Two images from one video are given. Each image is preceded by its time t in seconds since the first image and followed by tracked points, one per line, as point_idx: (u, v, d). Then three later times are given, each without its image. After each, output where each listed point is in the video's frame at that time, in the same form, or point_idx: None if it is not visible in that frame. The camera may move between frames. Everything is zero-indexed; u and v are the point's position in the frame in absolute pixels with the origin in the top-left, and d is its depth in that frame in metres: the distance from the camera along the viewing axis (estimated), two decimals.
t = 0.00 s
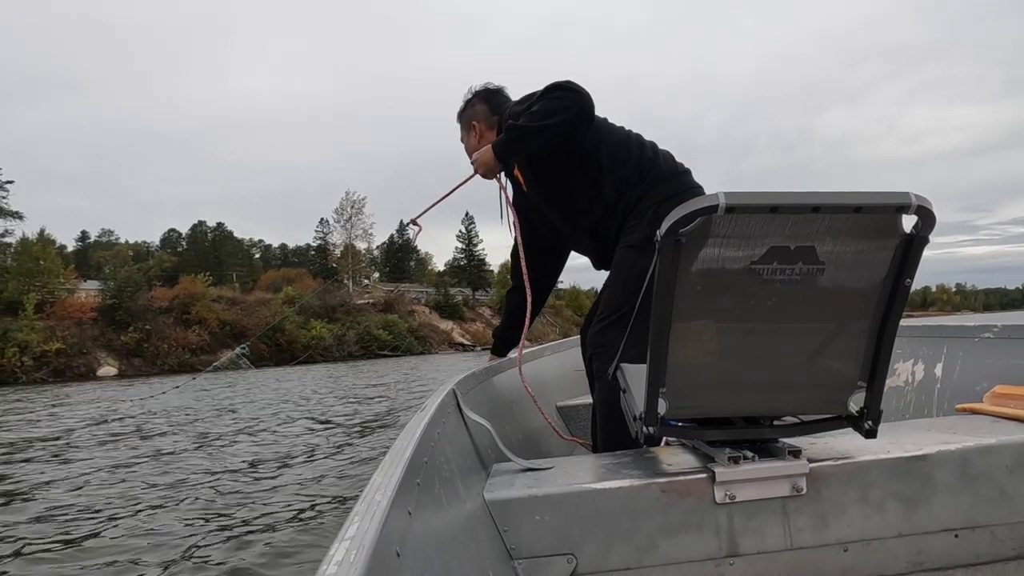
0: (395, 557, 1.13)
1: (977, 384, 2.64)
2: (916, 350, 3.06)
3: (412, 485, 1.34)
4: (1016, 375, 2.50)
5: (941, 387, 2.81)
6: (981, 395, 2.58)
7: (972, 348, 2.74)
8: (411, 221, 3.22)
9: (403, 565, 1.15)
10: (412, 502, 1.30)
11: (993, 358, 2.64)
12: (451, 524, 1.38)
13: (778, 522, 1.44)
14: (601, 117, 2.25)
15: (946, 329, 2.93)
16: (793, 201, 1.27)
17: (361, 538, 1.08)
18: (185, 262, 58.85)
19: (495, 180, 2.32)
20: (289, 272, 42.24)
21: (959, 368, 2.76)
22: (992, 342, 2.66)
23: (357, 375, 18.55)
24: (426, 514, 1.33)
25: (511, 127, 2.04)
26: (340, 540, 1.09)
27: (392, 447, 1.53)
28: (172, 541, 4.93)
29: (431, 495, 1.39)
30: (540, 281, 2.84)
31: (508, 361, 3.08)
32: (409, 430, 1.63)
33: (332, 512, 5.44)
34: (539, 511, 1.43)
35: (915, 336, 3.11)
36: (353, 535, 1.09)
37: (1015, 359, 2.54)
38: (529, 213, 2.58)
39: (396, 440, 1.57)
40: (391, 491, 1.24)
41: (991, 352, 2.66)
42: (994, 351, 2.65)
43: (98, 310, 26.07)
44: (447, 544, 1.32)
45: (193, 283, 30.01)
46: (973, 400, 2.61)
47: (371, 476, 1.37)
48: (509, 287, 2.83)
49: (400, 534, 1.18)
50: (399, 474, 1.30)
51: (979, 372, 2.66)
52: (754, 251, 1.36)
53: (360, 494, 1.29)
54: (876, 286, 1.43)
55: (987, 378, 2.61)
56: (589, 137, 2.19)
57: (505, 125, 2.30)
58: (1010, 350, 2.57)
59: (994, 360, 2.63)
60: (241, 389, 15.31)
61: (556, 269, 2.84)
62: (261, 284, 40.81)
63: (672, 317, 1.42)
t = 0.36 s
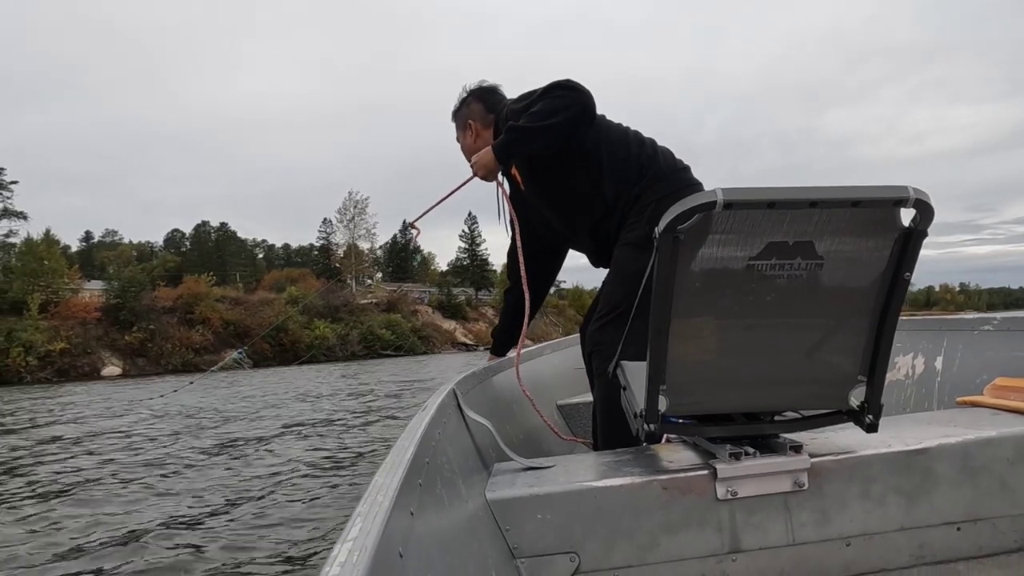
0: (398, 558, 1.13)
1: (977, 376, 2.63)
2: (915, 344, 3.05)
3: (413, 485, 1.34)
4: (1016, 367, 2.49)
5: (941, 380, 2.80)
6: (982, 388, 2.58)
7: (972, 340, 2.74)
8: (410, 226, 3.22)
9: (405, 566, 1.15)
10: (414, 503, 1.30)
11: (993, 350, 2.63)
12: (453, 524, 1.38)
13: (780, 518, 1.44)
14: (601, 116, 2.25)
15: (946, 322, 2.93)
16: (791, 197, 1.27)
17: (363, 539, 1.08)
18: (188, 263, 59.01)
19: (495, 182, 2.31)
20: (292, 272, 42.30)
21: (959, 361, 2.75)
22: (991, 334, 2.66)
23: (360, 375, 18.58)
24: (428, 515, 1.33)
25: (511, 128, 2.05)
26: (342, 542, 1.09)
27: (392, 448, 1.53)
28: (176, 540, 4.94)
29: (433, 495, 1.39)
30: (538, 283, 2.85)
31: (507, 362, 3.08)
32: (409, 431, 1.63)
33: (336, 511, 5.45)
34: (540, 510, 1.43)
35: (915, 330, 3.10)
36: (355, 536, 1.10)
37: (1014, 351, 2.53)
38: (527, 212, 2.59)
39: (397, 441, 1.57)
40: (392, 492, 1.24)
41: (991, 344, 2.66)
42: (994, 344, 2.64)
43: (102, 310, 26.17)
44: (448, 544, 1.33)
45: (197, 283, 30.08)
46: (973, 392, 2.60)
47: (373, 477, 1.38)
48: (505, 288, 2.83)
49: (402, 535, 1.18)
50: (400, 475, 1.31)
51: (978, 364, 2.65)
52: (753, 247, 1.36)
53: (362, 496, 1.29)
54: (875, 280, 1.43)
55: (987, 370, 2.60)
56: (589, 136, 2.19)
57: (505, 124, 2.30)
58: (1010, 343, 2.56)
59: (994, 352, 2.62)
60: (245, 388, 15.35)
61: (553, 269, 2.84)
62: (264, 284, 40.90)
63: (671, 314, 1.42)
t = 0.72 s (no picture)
0: (392, 559, 1.14)
1: (971, 379, 2.64)
2: (910, 347, 3.05)
3: (408, 486, 1.34)
4: (1011, 370, 2.50)
5: (935, 383, 2.80)
6: (976, 390, 2.58)
7: (967, 343, 2.74)
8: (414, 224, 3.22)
9: (400, 566, 1.15)
10: (409, 503, 1.31)
11: (987, 353, 2.64)
12: (448, 524, 1.38)
13: (775, 520, 1.44)
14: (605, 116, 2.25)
15: (940, 325, 2.93)
16: (787, 198, 1.27)
17: (358, 539, 1.09)
18: (192, 263, 59.15)
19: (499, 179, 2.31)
20: (295, 272, 42.38)
21: (953, 364, 2.75)
22: (987, 338, 2.66)
23: (362, 375, 18.61)
24: (423, 515, 1.34)
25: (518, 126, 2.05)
26: (337, 542, 1.10)
27: (388, 448, 1.54)
28: (177, 539, 4.96)
29: (429, 496, 1.40)
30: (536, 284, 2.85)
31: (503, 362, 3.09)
32: (405, 431, 1.64)
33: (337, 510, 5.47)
34: (535, 511, 1.44)
35: (910, 332, 3.10)
36: (350, 536, 1.10)
37: (1009, 354, 2.54)
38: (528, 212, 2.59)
39: (393, 441, 1.58)
40: (387, 493, 1.24)
41: (985, 347, 2.66)
42: (988, 347, 2.65)
43: (106, 310, 26.26)
44: (444, 544, 1.33)
45: (201, 283, 30.15)
46: (967, 395, 2.60)
47: (369, 477, 1.38)
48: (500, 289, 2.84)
49: (396, 535, 1.19)
50: (395, 475, 1.31)
51: (973, 367, 2.66)
52: (749, 249, 1.36)
53: (357, 496, 1.29)
54: (872, 281, 1.43)
55: (982, 374, 2.60)
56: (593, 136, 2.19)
57: (507, 121, 2.29)
58: (1005, 346, 2.57)
59: (989, 355, 2.62)
60: (247, 388, 15.38)
61: (550, 269, 2.85)
62: (267, 284, 40.97)
63: (669, 315, 1.42)
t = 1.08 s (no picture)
0: (385, 557, 1.14)
1: (965, 388, 2.63)
2: (905, 354, 3.05)
3: (402, 485, 1.34)
4: (1005, 380, 2.48)
5: (929, 392, 2.80)
6: (969, 400, 2.58)
7: (960, 352, 2.73)
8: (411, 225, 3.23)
9: (393, 565, 1.16)
10: (402, 502, 1.31)
11: (981, 363, 2.62)
12: (441, 524, 1.39)
13: (768, 524, 1.44)
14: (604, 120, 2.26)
15: (935, 333, 2.93)
16: (784, 204, 1.27)
17: (350, 537, 1.09)
18: (196, 262, 59.33)
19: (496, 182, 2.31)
20: (299, 272, 42.46)
21: (947, 373, 2.75)
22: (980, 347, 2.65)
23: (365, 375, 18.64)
24: (416, 514, 1.34)
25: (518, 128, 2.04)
26: (330, 540, 1.10)
27: (382, 446, 1.54)
28: (179, 539, 4.97)
29: (422, 495, 1.40)
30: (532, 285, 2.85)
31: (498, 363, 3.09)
32: (399, 429, 1.64)
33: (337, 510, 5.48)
34: (528, 512, 1.44)
35: (905, 340, 3.10)
36: (343, 535, 1.10)
37: (1002, 363, 2.53)
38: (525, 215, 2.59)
39: (387, 440, 1.58)
40: (380, 491, 1.24)
41: (979, 356, 2.65)
42: (982, 356, 2.64)
43: (111, 309, 26.35)
44: (437, 544, 1.33)
45: (205, 283, 30.22)
46: (960, 404, 2.60)
47: (362, 476, 1.38)
48: (493, 291, 2.84)
49: (389, 534, 1.19)
50: (389, 474, 1.32)
51: (966, 377, 2.65)
52: (747, 253, 1.36)
53: (350, 494, 1.30)
54: (869, 288, 1.43)
55: (975, 383, 2.60)
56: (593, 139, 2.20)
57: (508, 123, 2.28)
58: (997, 355, 2.57)
59: (982, 364, 2.62)
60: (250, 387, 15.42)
61: (545, 272, 2.85)
62: (271, 284, 41.07)
63: (665, 318, 1.42)
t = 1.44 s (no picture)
0: (382, 558, 1.14)
1: (962, 386, 2.63)
2: (902, 352, 3.05)
3: (399, 486, 1.35)
4: (1002, 378, 2.48)
5: (926, 390, 2.80)
6: (965, 397, 2.57)
7: (958, 350, 2.72)
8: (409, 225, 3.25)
9: (391, 566, 1.16)
10: (400, 503, 1.31)
11: (977, 360, 2.63)
12: (439, 524, 1.39)
13: (766, 524, 1.44)
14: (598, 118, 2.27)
15: (932, 331, 2.92)
16: (781, 204, 1.27)
17: (348, 539, 1.09)
18: (200, 262, 59.42)
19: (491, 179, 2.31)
20: (302, 272, 42.49)
21: (944, 370, 2.74)
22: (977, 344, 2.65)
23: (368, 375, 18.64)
24: (414, 515, 1.34)
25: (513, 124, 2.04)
26: (328, 542, 1.10)
27: (380, 447, 1.55)
28: (182, 538, 4.98)
29: (420, 496, 1.41)
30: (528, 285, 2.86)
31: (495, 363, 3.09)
32: (397, 430, 1.65)
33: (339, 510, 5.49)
34: (526, 512, 1.44)
35: (902, 338, 3.09)
36: (340, 536, 1.11)
37: (999, 361, 2.53)
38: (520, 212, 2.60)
39: (385, 440, 1.59)
40: (378, 492, 1.25)
41: (975, 354, 2.65)
42: (979, 353, 2.63)
43: (115, 309, 26.40)
44: (435, 544, 1.34)
45: (209, 283, 30.28)
46: (957, 402, 2.59)
47: (360, 477, 1.39)
48: (490, 291, 2.84)
49: (387, 535, 1.20)
50: (387, 475, 1.32)
51: (963, 374, 2.65)
52: (744, 252, 1.36)
53: (348, 495, 1.30)
54: (866, 286, 1.43)
55: (972, 380, 2.59)
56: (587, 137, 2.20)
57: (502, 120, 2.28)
58: (993, 352, 2.56)
59: (979, 362, 2.62)
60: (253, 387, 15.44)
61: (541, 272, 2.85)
62: (275, 284, 41.11)
63: (662, 318, 1.42)
